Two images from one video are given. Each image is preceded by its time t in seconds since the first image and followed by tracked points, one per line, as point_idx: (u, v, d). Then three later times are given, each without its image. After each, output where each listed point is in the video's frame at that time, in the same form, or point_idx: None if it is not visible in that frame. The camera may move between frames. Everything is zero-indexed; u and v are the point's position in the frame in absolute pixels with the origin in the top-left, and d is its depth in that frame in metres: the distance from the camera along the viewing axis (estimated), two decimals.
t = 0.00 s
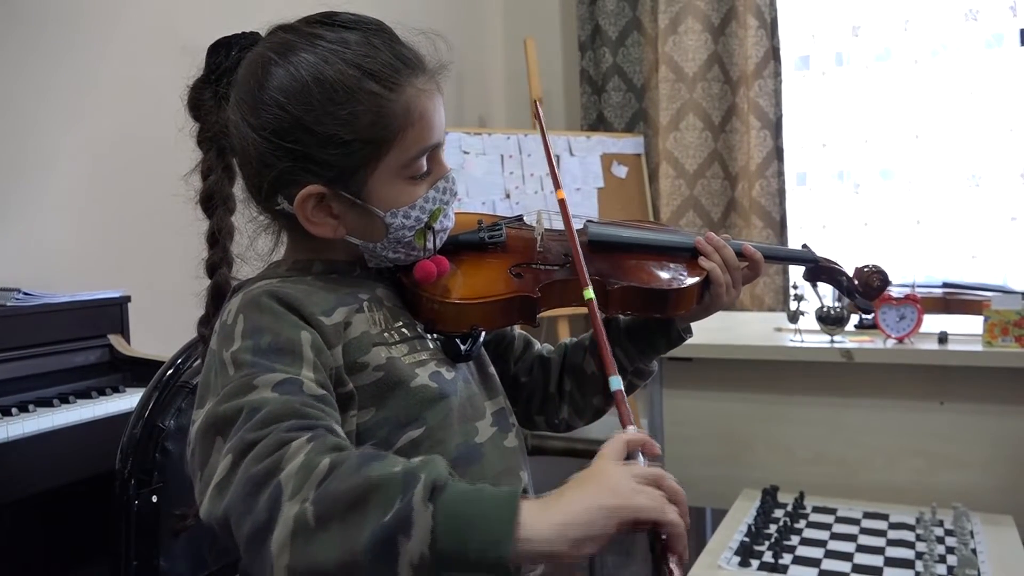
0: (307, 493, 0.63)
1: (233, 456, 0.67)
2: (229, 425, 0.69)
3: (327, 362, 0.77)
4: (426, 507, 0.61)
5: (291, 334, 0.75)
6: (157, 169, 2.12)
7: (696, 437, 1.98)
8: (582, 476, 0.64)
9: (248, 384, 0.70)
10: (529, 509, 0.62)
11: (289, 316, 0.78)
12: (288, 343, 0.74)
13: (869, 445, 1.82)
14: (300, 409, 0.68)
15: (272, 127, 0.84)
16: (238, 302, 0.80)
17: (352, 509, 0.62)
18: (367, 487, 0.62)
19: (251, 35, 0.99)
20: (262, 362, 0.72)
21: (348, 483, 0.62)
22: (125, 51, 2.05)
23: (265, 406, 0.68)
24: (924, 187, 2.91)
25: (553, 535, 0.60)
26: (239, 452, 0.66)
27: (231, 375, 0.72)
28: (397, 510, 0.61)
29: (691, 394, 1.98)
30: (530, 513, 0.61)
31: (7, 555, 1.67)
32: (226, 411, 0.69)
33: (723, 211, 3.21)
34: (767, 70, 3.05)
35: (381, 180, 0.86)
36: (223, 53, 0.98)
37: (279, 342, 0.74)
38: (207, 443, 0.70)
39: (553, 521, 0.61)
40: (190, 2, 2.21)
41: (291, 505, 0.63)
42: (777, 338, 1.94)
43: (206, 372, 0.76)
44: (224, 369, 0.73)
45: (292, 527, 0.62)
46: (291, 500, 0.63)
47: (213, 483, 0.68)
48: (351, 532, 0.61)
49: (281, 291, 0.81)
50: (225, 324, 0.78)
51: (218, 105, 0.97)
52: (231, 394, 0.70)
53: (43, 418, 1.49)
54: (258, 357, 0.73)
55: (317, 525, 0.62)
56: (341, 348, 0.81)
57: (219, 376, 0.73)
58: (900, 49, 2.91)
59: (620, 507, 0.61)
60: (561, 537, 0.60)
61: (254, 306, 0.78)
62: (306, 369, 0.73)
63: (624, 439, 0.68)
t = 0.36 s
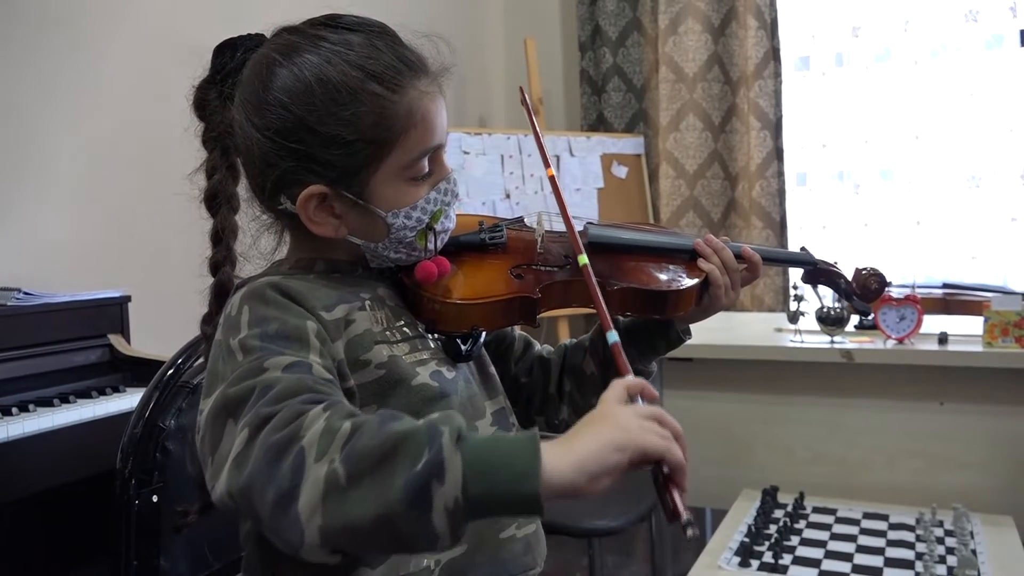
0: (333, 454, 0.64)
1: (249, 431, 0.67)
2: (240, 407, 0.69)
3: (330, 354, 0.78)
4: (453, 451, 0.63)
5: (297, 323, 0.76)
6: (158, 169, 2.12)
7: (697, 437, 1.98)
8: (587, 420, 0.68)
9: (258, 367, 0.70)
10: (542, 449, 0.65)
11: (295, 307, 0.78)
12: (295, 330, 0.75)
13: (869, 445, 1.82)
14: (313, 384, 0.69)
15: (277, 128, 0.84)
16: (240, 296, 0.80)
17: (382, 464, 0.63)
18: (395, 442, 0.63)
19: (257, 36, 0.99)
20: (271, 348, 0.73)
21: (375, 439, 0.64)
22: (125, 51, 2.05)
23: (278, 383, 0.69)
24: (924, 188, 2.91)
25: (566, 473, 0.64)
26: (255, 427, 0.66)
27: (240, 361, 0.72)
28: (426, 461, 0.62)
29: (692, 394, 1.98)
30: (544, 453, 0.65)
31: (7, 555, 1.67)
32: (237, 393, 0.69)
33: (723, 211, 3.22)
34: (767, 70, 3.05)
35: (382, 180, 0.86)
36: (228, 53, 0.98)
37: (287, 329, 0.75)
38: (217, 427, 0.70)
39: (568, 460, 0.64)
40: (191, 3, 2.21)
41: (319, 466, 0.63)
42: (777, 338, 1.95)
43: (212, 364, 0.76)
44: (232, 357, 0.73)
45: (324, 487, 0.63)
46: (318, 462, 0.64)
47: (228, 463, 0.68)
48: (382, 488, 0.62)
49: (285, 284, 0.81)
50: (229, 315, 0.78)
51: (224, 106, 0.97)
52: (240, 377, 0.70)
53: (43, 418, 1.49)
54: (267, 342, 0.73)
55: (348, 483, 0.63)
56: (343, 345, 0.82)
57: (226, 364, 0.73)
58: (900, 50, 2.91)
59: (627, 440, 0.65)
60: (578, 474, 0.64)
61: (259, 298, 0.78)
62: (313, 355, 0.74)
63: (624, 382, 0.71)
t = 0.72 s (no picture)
0: (348, 440, 0.65)
1: (261, 421, 0.67)
2: (249, 400, 0.70)
3: (334, 351, 0.78)
4: (468, 432, 0.64)
5: (303, 318, 0.77)
6: (157, 169, 2.13)
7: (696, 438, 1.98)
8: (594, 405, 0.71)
9: (266, 361, 0.71)
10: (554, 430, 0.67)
11: (299, 304, 0.79)
12: (301, 325, 0.76)
13: (868, 445, 1.83)
14: (322, 375, 0.70)
15: (281, 127, 0.84)
16: (243, 293, 0.80)
17: (396, 448, 0.64)
18: (410, 426, 0.65)
19: (262, 36, 0.99)
20: (278, 342, 0.73)
21: (389, 424, 0.65)
22: (124, 52, 2.05)
23: (289, 374, 0.69)
24: (923, 188, 2.92)
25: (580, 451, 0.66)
26: (267, 417, 0.67)
27: (247, 356, 0.73)
28: (441, 444, 0.64)
29: (691, 395, 1.98)
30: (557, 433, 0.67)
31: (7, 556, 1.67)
32: (246, 386, 0.70)
33: (722, 212, 3.22)
34: (767, 71, 3.05)
35: (385, 180, 0.86)
36: (233, 53, 0.98)
37: (293, 324, 0.75)
38: (226, 421, 0.71)
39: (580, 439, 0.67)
40: (191, 4, 2.21)
41: (335, 452, 0.64)
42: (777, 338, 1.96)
43: (217, 361, 0.76)
44: (238, 352, 0.74)
45: (341, 471, 0.64)
46: (333, 448, 0.65)
47: (239, 454, 0.68)
48: (397, 471, 0.63)
49: (288, 282, 0.82)
50: (234, 311, 0.78)
51: (228, 106, 0.97)
52: (249, 370, 0.71)
53: (42, 419, 1.49)
54: (273, 337, 0.74)
55: (365, 467, 0.64)
56: (346, 344, 0.82)
57: (232, 359, 0.74)
58: (900, 50, 2.91)
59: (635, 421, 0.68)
60: (589, 453, 0.66)
61: (263, 295, 0.79)
62: (319, 350, 0.75)
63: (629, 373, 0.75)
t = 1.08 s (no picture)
0: (368, 424, 0.65)
1: (277, 413, 0.67)
2: (262, 394, 0.69)
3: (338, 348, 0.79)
4: (489, 411, 0.65)
5: (309, 314, 0.77)
6: (157, 169, 2.13)
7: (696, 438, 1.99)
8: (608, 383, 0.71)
9: (276, 355, 0.71)
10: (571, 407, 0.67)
11: (304, 301, 0.79)
12: (307, 321, 0.76)
13: (868, 446, 1.82)
14: (334, 366, 0.70)
15: (280, 126, 0.84)
16: (245, 292, 0.80)
17: (418, 430, 0.64)
18: (430, 409, 0.65)
19: (261, 37, 0.99)
20: (286, 338, 0.73)
21: (409, 408, 0.65)
22: (123, 52, 2.05)
23: (300, 367, 0.69)
24: (923, 188, 2.92)
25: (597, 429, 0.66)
26: (283, 408, 0.66)
27: (256, 352, 0.73)
28: (463, 423, 0.64)
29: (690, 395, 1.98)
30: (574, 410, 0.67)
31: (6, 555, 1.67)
32: (257, 380, 0.70)
33: (722, 212, 3.22)
34: (767, 71, 3.04)
35: (384, 179, 0.86)
36: (231, 54, 0.99)
37: (300, 320, 0.75)
38: (238, 417, 0.70)
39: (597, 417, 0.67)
40: (191, 4, 2.21)
41: (358, 437, 0.64)
42: (777, 338, 1.96)
43: (223, 360, 0.76)
44: (245, 350, 0.74)
45: (365, 456, 0.64)
46: (355, 433, 0.64)
47: (257, 448, 0.67)
48: (421, 452, 0.63)
49: (291, 280, 0.82)
50: (238, 310, 0.78)
51: (226, 108, 0.97)
52: (258, 366, 0.71)
53: (42, 419, 1.49)
54: (281, 333, 0.74)
55: (389, 450, 0.64)
56: (348, 341, 0.82)
57: (240, 357, 0.74)
58: (900, 51, 2.91)
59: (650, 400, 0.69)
60: (604, 429, 0.67)
61: (266, 293, 0.78)
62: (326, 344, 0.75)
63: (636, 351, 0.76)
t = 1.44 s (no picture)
0: (380, 373, 0.64)
1: (287, 382, 0.65)
2: (266, 373, 0.68)
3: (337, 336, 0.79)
4: (496, 342, 0.65)
5: (306, 302, 0.77)
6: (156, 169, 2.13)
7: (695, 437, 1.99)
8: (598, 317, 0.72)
9: (277, 335, 0.71)
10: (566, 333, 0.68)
11: (301, 292, 0.79)
12: (305, 308, 0.76)
13: (867, 446, 1.83)
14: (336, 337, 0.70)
15: (270, 130, 0.84)
16: (241, 287, 0.80)
17: (432, 370, 0.64)
18: (439, 350, 0.64)
19: (250, 38, 0.99)
20: (284, 321, 0.73)
21: (418, 354, 0.65)
22: (123, 53, 2.05)
23: (301, 341, 0.69)
24: (923, 188, 2.92)
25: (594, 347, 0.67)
26: (292, 377, 0.65)
27: (256, 339, 0.73)
28: (474, 358, 0.63)
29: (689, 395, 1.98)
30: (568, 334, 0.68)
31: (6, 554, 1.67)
32: (261, 360, 0.69)
33: (722, 212, 3.22)
34: (766, 71, 3.04)
35: (376, 182, 0.86)
36: (220, 57, 0.99)
37: (297, 306, 0.76)
38: (246, 399, 0.69)
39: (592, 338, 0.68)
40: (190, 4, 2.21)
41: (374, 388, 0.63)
42: (776, 338, 1.96)
43: (223, 356, 0.76)
44: (245, 339, 0.74)
45: (384, 403, 0.63)
46: (370, 384, 0.64)
47: (268, 424, 0.65)
48: (438, 389, 0.63)
49: (286, 275, 0.82)
50: (233, 304, 0.78)
51: (217, 111, 0.97)
52: (260, 348, 0.70)
53: (42, 419, 1.49)
54: (279, 318, 0.74)
55: (408, 393, 0.63)
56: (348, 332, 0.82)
57: (241, 347, 0.74)
58: (899, 51, 2.91)
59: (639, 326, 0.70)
60: (602, 349, 0.67)
61: (261, 285, 0.78)
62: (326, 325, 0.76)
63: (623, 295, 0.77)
